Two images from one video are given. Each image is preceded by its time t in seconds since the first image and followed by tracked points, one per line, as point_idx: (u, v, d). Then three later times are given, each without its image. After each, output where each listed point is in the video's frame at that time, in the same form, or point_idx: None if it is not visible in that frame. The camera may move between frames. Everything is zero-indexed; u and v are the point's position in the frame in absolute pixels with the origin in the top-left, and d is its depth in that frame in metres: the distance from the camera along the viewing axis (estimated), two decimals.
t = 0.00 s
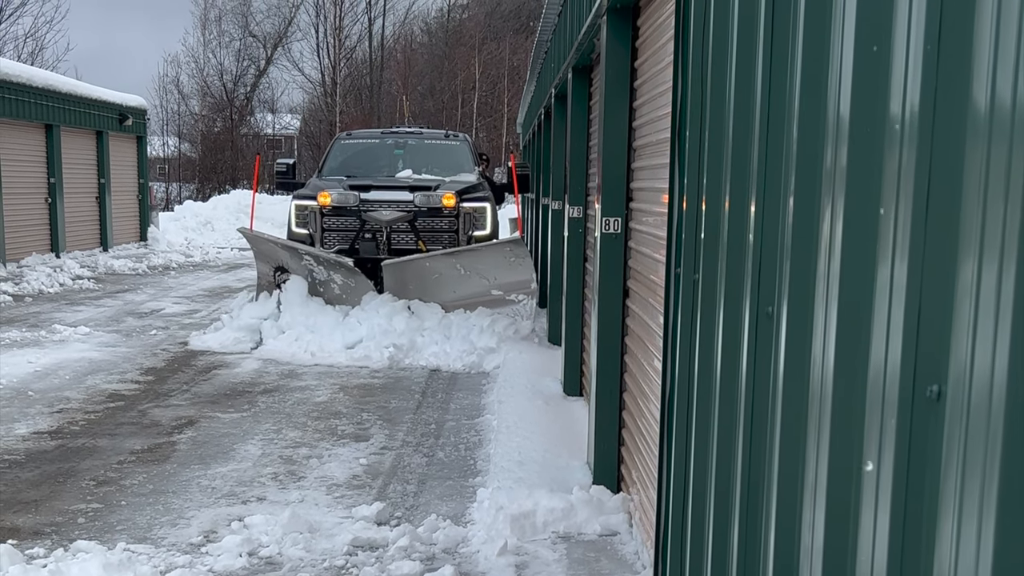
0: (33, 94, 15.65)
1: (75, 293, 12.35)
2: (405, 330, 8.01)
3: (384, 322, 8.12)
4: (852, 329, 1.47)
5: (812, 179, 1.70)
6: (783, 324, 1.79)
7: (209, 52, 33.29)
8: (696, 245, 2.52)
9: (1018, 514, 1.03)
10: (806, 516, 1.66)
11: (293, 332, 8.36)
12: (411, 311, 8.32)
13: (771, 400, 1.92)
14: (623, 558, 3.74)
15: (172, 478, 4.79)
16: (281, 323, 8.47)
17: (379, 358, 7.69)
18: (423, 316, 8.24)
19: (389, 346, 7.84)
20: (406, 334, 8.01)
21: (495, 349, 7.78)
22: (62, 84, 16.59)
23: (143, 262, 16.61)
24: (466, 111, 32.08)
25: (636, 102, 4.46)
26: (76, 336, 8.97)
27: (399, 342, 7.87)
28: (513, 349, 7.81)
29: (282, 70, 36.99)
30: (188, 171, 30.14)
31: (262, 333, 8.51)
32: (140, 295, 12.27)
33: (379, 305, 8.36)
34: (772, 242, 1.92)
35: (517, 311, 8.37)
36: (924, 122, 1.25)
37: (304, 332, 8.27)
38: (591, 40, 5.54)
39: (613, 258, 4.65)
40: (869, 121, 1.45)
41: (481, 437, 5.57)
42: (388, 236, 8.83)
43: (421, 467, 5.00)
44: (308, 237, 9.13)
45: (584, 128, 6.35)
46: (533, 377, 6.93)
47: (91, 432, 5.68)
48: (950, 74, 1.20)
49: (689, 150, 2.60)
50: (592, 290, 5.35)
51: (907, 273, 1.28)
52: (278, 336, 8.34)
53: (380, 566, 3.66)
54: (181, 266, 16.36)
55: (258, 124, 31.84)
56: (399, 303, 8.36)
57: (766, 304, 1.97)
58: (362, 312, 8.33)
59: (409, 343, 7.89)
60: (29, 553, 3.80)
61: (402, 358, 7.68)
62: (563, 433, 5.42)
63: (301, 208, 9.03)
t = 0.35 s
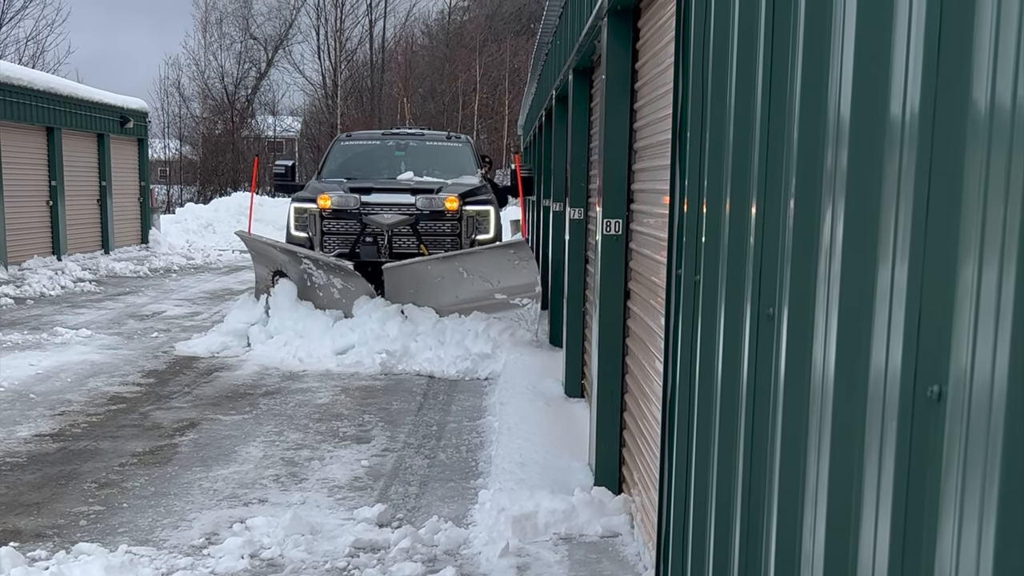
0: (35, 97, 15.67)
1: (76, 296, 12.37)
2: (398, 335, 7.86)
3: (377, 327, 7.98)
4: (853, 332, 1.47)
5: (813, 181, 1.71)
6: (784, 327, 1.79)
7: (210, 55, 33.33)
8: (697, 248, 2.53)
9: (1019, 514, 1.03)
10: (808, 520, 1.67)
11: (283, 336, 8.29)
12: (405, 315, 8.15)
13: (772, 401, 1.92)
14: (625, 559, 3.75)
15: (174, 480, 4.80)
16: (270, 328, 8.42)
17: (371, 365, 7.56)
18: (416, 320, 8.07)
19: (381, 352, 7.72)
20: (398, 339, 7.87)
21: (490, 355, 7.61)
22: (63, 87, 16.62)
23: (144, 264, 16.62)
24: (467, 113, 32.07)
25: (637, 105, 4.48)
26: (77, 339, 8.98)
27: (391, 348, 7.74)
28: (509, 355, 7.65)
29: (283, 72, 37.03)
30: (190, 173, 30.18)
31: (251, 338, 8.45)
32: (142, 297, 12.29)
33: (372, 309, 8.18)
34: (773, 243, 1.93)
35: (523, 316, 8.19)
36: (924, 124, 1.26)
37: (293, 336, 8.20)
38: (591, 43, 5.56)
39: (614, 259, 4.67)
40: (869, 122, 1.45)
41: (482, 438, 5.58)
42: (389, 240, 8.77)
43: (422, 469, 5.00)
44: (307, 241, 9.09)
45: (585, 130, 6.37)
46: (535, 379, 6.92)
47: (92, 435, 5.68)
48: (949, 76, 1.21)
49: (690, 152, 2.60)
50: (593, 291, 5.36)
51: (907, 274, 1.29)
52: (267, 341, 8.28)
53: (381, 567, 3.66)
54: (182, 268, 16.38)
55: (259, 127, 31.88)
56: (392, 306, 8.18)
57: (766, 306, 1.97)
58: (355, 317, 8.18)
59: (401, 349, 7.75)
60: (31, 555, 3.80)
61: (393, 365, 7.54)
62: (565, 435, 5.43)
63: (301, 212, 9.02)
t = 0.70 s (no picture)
0: (35, 99, 15.69)
1: (77, 297, 12.38)
2: (389, 339, 7.77)
3: (368, 331, 7.89)
4: (854, 332, 1.48)
5: (814, 182, 1.71)
6: (785, 328, 1.79)
7: (211, 56, 33.32)
8: (699, 248, 2.53)
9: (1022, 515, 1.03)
10: (809, 521, 1.67)
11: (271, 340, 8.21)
12: (395, 319, 8.08)
13: (773, 402, 1.92)
14: (626, 560, 3.74)
15: (175, 481, 4.80)
16: (258, 331, 8.36)
17: (361, 370, 7.44)
18: (408, 324, 7.99)
19: (372, 357, 7.60)
20: (390, 343, 7.77)
21: (482, 360, 7.51)
22: (64, 88, 16.64)
23: (145, 265, 16.62)
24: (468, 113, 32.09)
25: (637, 106, 4.51)
26: (78, 340, 8.99)
27: (383, 353, 7.62)
28: (503, 358, 7.55)
29: (284, 73, 37.04)
30: (190, 174, 30.24)
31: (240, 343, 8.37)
32: (142, 298, 12.30)
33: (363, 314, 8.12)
34: (774, 243, 1.92)
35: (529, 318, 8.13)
36: (925, 125, 1.26)
37: (282, 341, 8.11)
38: (592, 44, 5.56)
39: (615, 259, 4.67)
40: (871, 124, 1.46)
41: (483, 439, 5.57)
42: (391, 242, 8.72)
43: (423, 470, 5.00)
44: (306, 243, 9.02)
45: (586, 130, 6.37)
46: (536, 380, 6.92)
47: (94, 436, 5.68)
48: (950, 78, 1.21)
49: (691, 153, 2.61)
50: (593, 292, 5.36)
51: (909, 275, 1.29)
52: (256, 345, 8.20)
53: (383, 568, 3.66)
54: (183, 269, 16.38)
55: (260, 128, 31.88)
56: (382, 311, 8.11)
57: (767, 306, 1.97)
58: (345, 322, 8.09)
59: (393, 353, 7.64)
60: (32, 557, 3.80)
61: (385, 370, 7.42)
62: (565, 435, 5.43)
63: (300, 213, 8.97)
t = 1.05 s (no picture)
0: (35, 98, 15.68)
1: (77, 296, 12.38)
2: (380, 343, 7.69)
3: (359, 335, 7.83)
4: (855, 331, 1.47)
5: (814, 181, 1.71)
6: (785, 328, 1.80)
7: (210, 55, 33.28)
8: (698, 248, 2.53)
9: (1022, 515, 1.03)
10: (810, 521, 1.67)
11: (258, 343, 8.09)
12: (387, 321, 8.03)
13: (773, 402, 1.92)
14: (627, 560, 3.74)
15: (175, 481, 4.80)
16: (245, 333, 8.24)
17: (350, 374, 7.29)
18: (400, 327, 7.94)
19: (362, 361, 7.47)
20: (380, 347, 7.68)
21: (477, 364, 7.32)
22: (64, 88, 16.64)
23: (144, 265, 16.61)
24: (467, 113, 32.08)
25: (637, 105, 4.51)
26: (78, 339, 8.98)
27: (373, 356, 7.49)
28: (498, 364, 7.35)
29: (283, 72, 37.02)
30: (190, 174, 30.25)
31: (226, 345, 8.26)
32: (141, 298, 12.29)
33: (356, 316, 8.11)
34: (774, 243, 1.92)
35: (530, 320, 8.15)
36: (925, 126, 1.26)
37: (268, 344, 7.99)
38: (592, 43, 5.55)
39: (615, 259, 4.66)
40: (871, 124, 1.46)
41: (483, 438, 5.57)
42: (389, 242, 8.69)
43: (424, 469, 5.00)
44: (303, 244, 8.98)
45: (586, 130, 6.36)
46: (536, 380, 6.90)
47: (94, 435, 5.68)
48: (951, 79, 1.21)
49: (691, 153, 2.61)
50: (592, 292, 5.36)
51: (909, 275, 1.29)
52: (241, 347, 8.08)
53: (383, 568, 3.66)
54: (182, 269, 16.37)
55: (259, 127, 31.86)
56: (374, 313, 8.08)
57: (767, 306, 1.97)
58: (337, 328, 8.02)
59: (384, 356, 7.51)
60: (32, 556, 3.80)
61: (375, 374, 7.26)
62: (565, 435, 5.42)
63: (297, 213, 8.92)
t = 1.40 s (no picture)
0: (33, 96, 15.65)
1: (76, 294, 12.37)
2: (372, 345, 7.61)
3: (351, 337, 7.77)
4: (855, 334, 1.47)
5: (814, 178, 1.71)
6: (785, 327, 1.80)
7: (209, 52, 33.23)
8: (698, 245, 2.53)
9: None
10: (810, 521, 1.66)
11: (241, 344, 7.98)
12: (380, 322, 7.98)
13: (773, 400, 1.92)
14: (626, 558, 3.73)
15: (174, 479, 4.79)
16: (229, 334, 8.14)
17: (341, 376, 7.17)
18: (393, 328, 7.88)
19: (353, 363, 7.38)
20: (372, 348, 7.61)
21: (472, 367, 7.22)
22: (62, 85, 16.60)
23: (143, 262, 16.59)
24: (466, 110, 32.04)
25: (636, 102, 4.50)
26: (77, 337, 8.98)
27: (365, 358, 7.40)
28: (494, 366, 7.25)
29: (282, 70, 36.99)
30: (189, 171, 30.22)
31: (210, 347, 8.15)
32: (140, 295, 12.28)
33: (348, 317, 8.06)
34: (774, 243, 1.92)
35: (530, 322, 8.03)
36: (927, 124, 1.25)
37: (252, 345, 7.89)
38: (591, 40, 5.53)
39: (615, 257, 4.65)
40: (872, 121, 1.45)
41: (483, 436, 5.57)
42: (385, 241, 8.64)
43: (423, 467, 5.00)
44: (297, 242, 8.95)
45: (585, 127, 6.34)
46: (534, 377, 6.94)
47: (93, 433, 5.68)
48: (952, 76, 1.21)
49: (691, 150, 2.60)
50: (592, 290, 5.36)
51: (910, 272, 1.28)
52: (225, 349, 7.97)
53: (382, 566, 3.66)
54: (181, 267, 16.35)
55: (258, 125, 31.83)
56: (366, 314, 8.02)
57: (767, 304, 1.97)
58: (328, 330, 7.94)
59: (376, 359, 7.42)
60: (31, 554, 3.79)
61: (366, 376, 7.15)
62: (565, 433, 5.42)
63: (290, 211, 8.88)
